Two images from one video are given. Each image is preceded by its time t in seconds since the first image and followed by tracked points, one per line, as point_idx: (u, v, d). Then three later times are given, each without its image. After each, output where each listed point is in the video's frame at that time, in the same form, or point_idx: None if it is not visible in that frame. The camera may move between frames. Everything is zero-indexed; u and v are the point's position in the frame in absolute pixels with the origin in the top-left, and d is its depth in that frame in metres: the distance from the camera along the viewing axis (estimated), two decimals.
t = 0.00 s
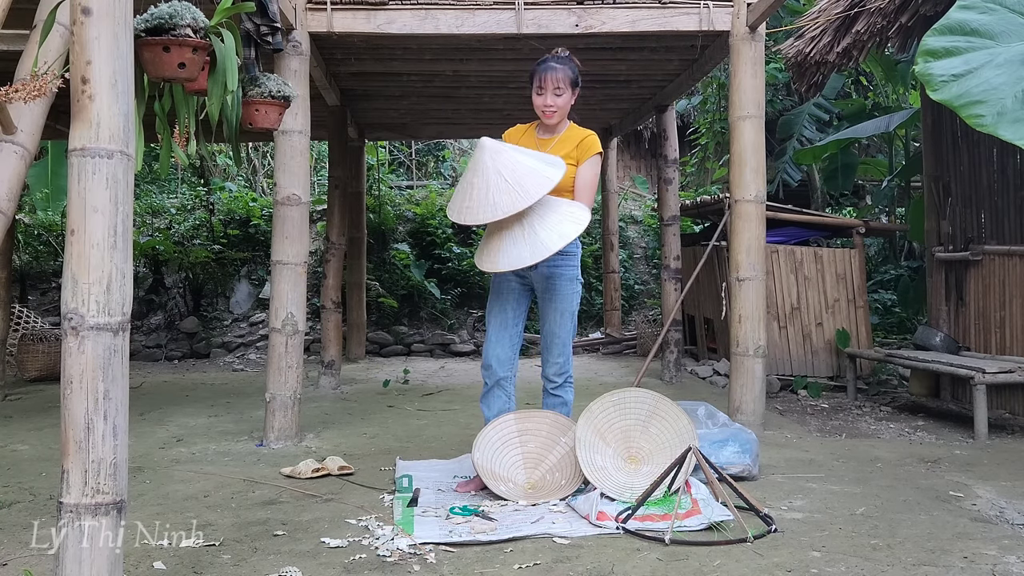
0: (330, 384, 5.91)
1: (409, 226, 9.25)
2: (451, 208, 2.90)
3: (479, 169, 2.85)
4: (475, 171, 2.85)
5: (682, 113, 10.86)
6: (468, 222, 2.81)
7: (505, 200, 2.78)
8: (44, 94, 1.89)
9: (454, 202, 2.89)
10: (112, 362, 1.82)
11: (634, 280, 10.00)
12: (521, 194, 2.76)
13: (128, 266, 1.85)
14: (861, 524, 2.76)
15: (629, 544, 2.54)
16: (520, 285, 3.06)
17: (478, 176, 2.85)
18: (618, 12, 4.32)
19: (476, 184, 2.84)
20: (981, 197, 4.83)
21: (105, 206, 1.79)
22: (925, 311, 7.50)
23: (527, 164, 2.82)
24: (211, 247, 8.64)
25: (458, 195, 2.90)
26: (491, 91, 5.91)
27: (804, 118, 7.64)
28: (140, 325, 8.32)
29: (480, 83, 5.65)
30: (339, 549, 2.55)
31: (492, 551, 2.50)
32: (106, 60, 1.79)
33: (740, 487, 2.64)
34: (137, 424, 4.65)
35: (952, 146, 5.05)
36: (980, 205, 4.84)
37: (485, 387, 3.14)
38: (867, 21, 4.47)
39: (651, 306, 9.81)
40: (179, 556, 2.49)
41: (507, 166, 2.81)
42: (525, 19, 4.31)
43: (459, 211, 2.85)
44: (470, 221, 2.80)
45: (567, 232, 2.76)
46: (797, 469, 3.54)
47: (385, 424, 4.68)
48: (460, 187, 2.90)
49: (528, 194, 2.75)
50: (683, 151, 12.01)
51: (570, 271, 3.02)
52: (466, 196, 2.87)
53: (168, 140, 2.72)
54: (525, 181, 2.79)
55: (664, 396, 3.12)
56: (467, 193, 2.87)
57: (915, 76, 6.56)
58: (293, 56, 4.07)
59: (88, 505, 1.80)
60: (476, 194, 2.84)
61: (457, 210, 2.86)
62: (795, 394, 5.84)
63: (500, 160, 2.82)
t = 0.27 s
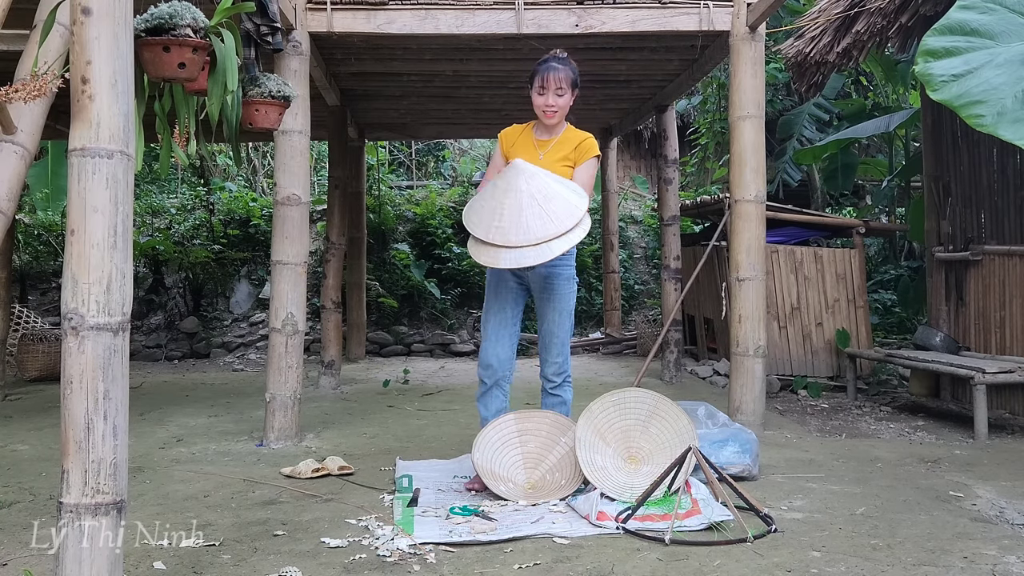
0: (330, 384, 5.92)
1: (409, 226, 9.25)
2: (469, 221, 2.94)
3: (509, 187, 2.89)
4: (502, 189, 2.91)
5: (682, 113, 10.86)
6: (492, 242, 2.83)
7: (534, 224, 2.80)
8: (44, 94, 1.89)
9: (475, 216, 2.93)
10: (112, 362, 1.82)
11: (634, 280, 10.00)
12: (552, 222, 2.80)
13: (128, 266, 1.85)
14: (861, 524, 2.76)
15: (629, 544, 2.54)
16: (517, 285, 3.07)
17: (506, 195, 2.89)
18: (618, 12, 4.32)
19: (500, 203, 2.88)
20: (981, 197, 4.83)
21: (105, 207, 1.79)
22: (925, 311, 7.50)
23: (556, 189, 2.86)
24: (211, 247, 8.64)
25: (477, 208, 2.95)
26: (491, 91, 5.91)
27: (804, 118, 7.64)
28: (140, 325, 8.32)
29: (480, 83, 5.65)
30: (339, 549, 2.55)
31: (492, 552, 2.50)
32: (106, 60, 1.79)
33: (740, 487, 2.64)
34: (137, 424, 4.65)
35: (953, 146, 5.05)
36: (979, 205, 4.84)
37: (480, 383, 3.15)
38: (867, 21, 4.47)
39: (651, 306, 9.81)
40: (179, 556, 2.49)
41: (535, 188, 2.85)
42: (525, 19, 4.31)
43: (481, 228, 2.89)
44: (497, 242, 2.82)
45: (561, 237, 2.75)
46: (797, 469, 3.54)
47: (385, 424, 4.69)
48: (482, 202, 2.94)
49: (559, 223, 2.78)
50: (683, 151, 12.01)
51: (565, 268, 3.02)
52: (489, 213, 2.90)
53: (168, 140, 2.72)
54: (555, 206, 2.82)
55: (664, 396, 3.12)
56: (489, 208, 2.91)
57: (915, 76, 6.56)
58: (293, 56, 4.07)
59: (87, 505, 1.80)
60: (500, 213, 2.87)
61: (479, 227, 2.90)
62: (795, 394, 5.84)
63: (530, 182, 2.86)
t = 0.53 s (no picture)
0: (330, 384, 5.92)
1: (409, 226, 9.24)
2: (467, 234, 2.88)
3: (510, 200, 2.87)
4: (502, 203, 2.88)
5: (682, 113, 10.86)
6: (492, 251, 2.77)
7: (537, 234, 2.77)
8: (44, 94, 1.89)
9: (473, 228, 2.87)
10: (112, 362, 1.82)
11: (634, 280, 10.00)
12: (554, 231, 2.77)
13: (128, 266, 1.85)
14: (861, 524, 2.76)
15: (629, 544, 2.54)
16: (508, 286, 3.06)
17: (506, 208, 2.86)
18: (618, 12, 4.32)
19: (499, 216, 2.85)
20: (981, 197, 4.83)
21: (105, 207, 1.79)
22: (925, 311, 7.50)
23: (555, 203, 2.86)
24: (211, 247, 8.64)
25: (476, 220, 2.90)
26: (491, 91, 5.91)
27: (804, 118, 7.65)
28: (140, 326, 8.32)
29: (480, 83, 5.65)
30: (339, 549, 2.55)
31: (492, 552, 2.50)
32: (106, 60, 1.79)
33: (740, 487, 2.64)
34: (137, 424, 4.65)
35: (953, 146, 5.05)
36: (980, 205, 4.84)
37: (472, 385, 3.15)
38: (867, 21, 4.47)
39: (651, 306, 9.81)
40: (179, 556, 2.49)
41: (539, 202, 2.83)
42: (525, 19, 4.31)
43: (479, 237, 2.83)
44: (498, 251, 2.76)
45: (563, 241, 2.69)
46: (797, 469, 3.54)
47: (385, 424, 4.69)
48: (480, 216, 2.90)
49: (563, 234, 2.74)
50: (683, 150, 12.01)
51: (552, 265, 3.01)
52: (488, 225, 2.85)
53: (168, 140, 2.72)
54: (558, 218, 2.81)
55: (664, 396, 3.12)
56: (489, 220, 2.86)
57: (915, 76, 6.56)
58: (293, 56, 4.07)
59: (88, 505, 1.80)
60: (500, 225, 2.83)
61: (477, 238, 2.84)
62: (795, 394, 5.84)
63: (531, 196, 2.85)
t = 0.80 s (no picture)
0: (330, 384, 5.92)
1: (409, 226, 9.24)
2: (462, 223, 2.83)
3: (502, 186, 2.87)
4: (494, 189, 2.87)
5: (682, 113, 10.86)
6: (502, 236, 2.76)
7: (538, 218, 2.80)
8: (44, 94, 1.89)
9: (469, 216, 2.83)
10: (112, 362, 1.82)
11: (634, 280, 10.00)
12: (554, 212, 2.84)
13: (128, 266, 1.85)
14: (861, 524, 2.76)
15: (629, 544, 2.54)
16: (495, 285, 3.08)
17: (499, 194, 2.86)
18: (618, 12, 4.33)
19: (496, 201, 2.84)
20: (981, 197, 4.83)
21: (105, 206, 1.79)
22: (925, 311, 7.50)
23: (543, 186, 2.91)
24: (211, 247, 8.63)
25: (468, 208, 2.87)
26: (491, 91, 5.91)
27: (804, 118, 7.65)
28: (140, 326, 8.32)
29: (480, 83, 5.65)
30: (339, 549, 2.55)
31: (492, 552, 2.50)
32: (106, 60, 1.79)
33: (740, 487, 2.64)
34: (137, 424, 4.65)
35: (953, 146, 5.05)
36: (980, 206, 4.84)
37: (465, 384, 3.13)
38: (867, 21, 4.47)
39: (651, 306, 9.81)
40: (179, 556, 2.49)
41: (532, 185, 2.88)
42: (525, 19, 4.30)
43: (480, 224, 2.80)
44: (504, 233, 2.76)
45: (566, 222, 2.77)
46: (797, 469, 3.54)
47: (385, 424, 4.69)
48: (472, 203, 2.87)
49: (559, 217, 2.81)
50: (683, 150, 12.01)
51: (536, 262, 3.06)
52: (486, 212, 2.82)
53: (168, 140, 2.72)
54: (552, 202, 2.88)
55: (664, 396, 3.12)
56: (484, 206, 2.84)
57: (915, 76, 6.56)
58: (293, 56, 4.07)
59: (87, 505, 1.80)
60: (499, 210, 2.82)
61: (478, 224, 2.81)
62: (795, 394, 5.84)
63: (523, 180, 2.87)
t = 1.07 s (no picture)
0: (330, 383, 5.92)
1: (409, 226, 9.23)
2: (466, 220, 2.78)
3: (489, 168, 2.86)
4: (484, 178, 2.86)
5: (682, 113, 10.86)
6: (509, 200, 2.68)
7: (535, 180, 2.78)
8: (44, 94, 1.89)
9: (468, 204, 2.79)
10: (112, 362, 1.82)
11: (634, 280, 10.01)
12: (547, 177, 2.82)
13: (127, 266, 1.85)
14: (861, 524, 2.76)
15: (629, 544, 2.54)
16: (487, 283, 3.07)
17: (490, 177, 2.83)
18: (618, 12, 4.33)
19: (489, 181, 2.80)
20: (981, 197, 4.83)
21: (106, 206, 1.79)
22: (925, 311, 7.51)
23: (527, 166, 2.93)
24: (211, 247, 8.63)
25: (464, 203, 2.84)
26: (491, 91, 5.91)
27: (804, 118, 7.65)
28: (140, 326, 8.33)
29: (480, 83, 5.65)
30: (339, 549, 2.55)
31: (492, 551, 2.50)
32: (106, 60, 1.79)
33: (740, 487, 2.64)
34: (137, 424, 4.65)
35: (953, 146, 5.05)
36: (980, 206, 4.84)
37: (461, 383, 3.13)
38: (867, 21, 4.47)
39: (651, 306, 9.81)
40: (179, 556, 2.49)
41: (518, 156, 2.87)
42: (525, 19, 4.31)
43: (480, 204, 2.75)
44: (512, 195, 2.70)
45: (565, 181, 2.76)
46: (797, 469, 3.54)
47: (385, 424, 4.69)
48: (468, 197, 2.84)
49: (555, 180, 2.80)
50: (683, 150, 12.01)
51: (522, 258, 3.11)
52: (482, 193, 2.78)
53: (168, 140, 2.72)
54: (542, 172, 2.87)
55: (664, 396, 3.12)
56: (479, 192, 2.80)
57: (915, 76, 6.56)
58: (293, 56, 4.07)
59: (87, 505, 1.80)
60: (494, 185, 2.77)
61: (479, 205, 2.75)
62: (795, 394, 5.84)
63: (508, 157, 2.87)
